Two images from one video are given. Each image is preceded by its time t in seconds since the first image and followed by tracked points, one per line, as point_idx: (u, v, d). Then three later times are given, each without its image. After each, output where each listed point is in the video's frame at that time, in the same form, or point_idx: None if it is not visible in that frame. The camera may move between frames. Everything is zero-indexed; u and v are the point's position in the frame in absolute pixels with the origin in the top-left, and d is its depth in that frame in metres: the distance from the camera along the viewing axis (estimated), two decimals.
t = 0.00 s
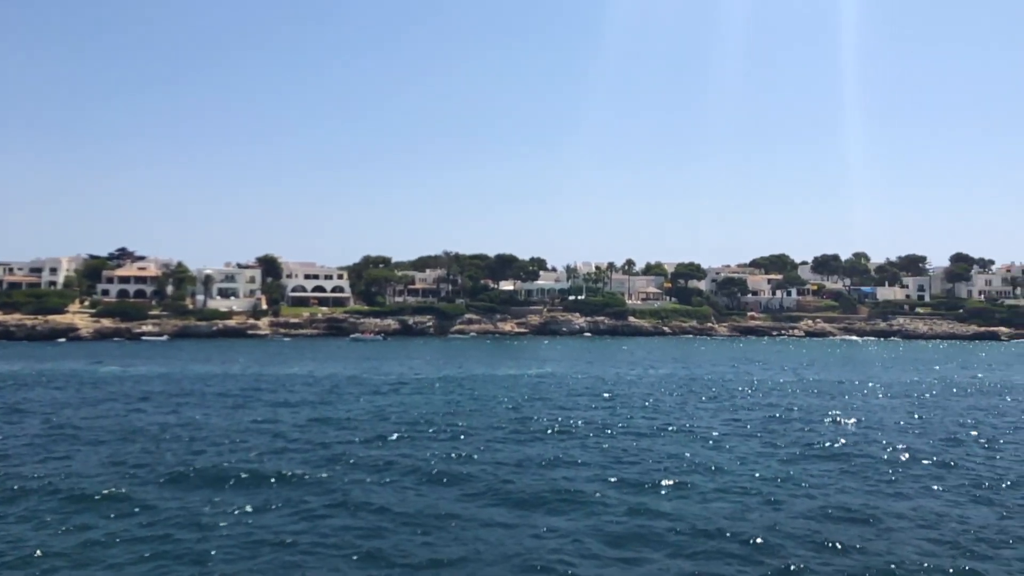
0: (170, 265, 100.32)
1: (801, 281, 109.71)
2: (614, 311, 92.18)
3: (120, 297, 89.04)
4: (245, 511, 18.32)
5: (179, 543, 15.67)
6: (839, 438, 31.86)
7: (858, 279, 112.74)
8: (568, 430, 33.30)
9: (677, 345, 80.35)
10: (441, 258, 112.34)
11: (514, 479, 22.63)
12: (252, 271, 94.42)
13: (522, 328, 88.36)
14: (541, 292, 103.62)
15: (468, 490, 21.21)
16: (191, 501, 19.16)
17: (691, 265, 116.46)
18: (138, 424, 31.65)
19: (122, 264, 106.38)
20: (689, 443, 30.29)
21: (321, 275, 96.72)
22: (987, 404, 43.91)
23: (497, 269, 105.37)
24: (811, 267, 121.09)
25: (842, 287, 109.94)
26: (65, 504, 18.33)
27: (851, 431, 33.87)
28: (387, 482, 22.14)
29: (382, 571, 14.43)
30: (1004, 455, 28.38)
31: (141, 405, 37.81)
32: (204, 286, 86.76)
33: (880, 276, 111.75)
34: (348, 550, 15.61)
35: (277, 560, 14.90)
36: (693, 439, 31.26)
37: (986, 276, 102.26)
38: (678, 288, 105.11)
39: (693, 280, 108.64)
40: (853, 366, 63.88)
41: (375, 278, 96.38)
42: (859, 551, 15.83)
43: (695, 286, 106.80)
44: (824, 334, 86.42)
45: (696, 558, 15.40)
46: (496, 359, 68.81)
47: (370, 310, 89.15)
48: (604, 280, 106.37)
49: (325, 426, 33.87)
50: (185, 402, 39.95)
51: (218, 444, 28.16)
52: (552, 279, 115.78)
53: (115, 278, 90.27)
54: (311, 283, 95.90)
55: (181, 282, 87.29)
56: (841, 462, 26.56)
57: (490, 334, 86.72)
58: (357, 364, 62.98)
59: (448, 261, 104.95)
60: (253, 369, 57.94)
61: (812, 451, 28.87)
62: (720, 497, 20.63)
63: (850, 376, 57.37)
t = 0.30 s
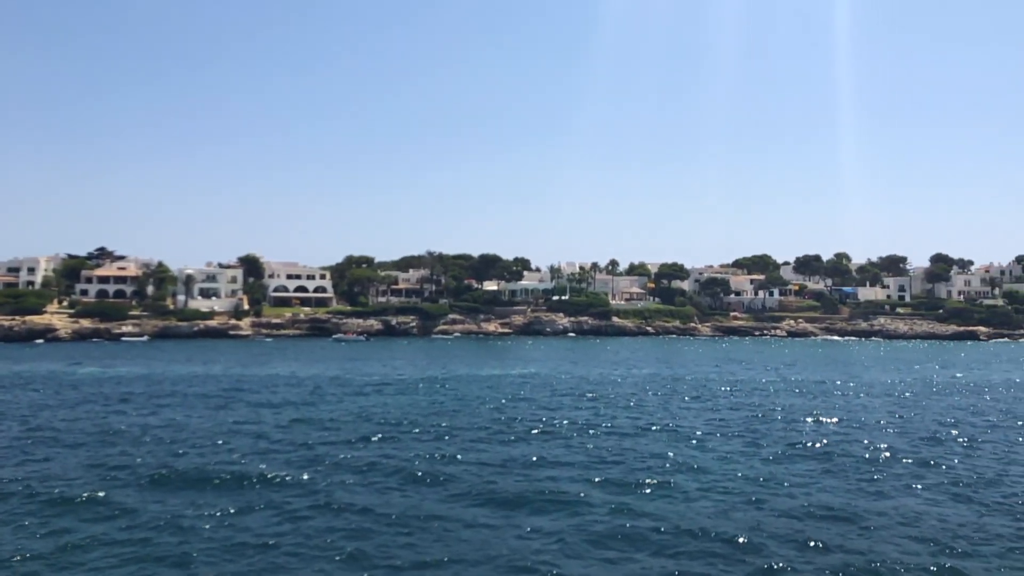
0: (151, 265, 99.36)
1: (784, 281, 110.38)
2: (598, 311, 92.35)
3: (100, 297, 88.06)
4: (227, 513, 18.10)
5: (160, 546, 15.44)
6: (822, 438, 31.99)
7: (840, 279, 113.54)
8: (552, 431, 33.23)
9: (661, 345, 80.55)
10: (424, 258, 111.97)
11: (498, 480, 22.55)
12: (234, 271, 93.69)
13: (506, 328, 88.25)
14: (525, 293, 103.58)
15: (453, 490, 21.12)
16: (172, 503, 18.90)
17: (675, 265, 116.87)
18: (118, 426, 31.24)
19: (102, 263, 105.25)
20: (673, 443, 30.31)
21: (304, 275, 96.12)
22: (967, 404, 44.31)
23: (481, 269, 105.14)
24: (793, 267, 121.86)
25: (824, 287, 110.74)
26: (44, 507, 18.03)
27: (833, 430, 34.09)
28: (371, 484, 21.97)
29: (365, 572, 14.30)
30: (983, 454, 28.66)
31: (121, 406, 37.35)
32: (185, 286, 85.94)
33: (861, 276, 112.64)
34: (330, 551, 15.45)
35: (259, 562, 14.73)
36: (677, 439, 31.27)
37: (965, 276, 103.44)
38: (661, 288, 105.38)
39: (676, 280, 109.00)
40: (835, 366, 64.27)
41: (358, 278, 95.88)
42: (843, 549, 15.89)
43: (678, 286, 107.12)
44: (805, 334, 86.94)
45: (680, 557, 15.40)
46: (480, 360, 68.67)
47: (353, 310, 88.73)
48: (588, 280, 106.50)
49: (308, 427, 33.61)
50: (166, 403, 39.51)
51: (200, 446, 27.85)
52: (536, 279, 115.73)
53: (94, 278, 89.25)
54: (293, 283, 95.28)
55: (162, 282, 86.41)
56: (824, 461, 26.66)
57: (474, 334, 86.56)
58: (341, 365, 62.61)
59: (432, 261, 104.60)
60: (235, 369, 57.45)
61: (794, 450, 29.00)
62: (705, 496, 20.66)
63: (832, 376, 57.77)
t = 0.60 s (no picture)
0: (130, 265, 98.44)
1: (765, 282, 111.15)
2: (580, 311, 92.57)
3: (79, 297, 87.11)
4: (208, 515, 17.96)
5: (140, 550, 15.29)
6: (803, 437, 32.24)
7: (820, 279, 114.47)
8: (535, 431, 33.25)
9: (643, 345, 80.86)
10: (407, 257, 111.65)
11: (482, 480, 22.54)
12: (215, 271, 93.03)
13: (488, 329, 88.26)
14: (508, 293, 103.64)
15: (436, 491, 21.08)
16: (153, 506, 18.73)
17: (657, 266, 117.36)
18: (97, 428, 30.89)
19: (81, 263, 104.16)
20: (656, 442, 30.42)
21: (285, 275, 95.62)
22: (945, 403, 44.83)
23: (464, 269, 105.06)
24: (774, 268, 122.75)
25: (805, 288, 111.63)
26: (21, 512, 17.79)
27: (814, 430, 34.37)
28: (353, 485, 21.89)
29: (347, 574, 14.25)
30: (960, 452, 29.01)
31: (100, 408, 36.94)
32: (165, 287, 85.19)
33: (842, 277, 113.66)
34: (312, 553, 15.37)
35: (241, 564, 14.62)
36: (660, 439, 31.40)
37: (943, 277, 104.67)
38: (644, 288, 105.84)
39: (658, 281, 109.43)
40: (816, 366, 64.79)
41: (341, 278, 95.47)
42: (823, 547, 16.02)
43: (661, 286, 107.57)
44: (787, 334, 87.52)
45: (663, 556, 15.45)
46: (463, 360, 68.66)
47: (335, 310, 88.33)
48: (571, 280, 106.72)
49: (290, 428, 33.41)
50: (146, 405, 39.13)
51: (180, 447, 27.60)
52: (519, 279, 115.76)
53: (73, 278, 88.28)
54: (275, 283, 94.75)
55: (141, 282, 85.59)
56: (804, 460, 26.87)
57: (457, 334, 86.45)
58: (323, 365, 62.30)
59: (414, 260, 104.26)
60: (216, 370, 57.03)
61: (776, 449, 29.21)
62: (687, 495, 20.76)
63: (813, 376, 58.23)
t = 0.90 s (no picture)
0: (109, 266, 97.38)
1: (746, 282, 111.93)
2: (563, 311, 92.70)
3: (57, 298, 86.08)
4: (190, 518, 17.79)
5: (120, 553, 15.10)
6: (784, 437, 32.43)
7: (801, 280, 115.31)
8: (518, 431, 33.22)
9: (626, 345, 81.12)
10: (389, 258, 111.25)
11: (465, 481, 22.49)
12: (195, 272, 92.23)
13: (471, 329, 88.17)
14: (491, 293, 103.57)
15: (420, 492, 21.00)
16: (133, 509, 18.52)
17: (640, 266, 117.75)
18: (75, 430, 30.51)
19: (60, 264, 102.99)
20: (639, 443, 30.48)
21: (266, 276, 95.00)
22: (924, 403, 45.28)
23: (447, 269, 104.84)
24: (755, 268, 123.56)
25: (786, 288, 112.46)
26: None
27: (795, 430, 34.61)
28: (336, 486, 21.77)
29: None
30: (938, 452, 29.33)
31: (79, 411, 36.50)
32: (145, 287, 84.37)
33: (822, 277, 114.57)
34: (293, 556, 15.25)
35: (223, 567, 14.50)
36: (644, 439, 31.49)
37: (921, 278, 105.90)
38: (626, 289, 106.18)
39: (641, 281, 109.87)
40: (797, 366, 65.24)
41: (322, 279, 94.93)
42: (805, 547, 16.11)
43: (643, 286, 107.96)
44: (768, 335, 88.08)
45: (647, 556, 15.48)
46: (446, 361, 68.52)
47: (317, 311, 87.85)
48: (554, 281, 106.91)
49: (272, 429, 33.18)
50: (126, 407, 38.71)
51: (160, 450, 27.31)
52: (502, 279, 115.72)
53: (51, 278, 87.24)
54: (256, 283, 94.12)
55: (120, 282, 84.71)
56: (786, 460, 27.04)
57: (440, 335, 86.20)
58: (305, 367, 61.95)
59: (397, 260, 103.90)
60: (196, 372, 56.55)
61: (757, 449, 29.38)
62: (670, 495, 20.85)
63: (794, 376, 58.68)
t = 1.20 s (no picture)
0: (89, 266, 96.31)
1: (729, 282, 112.58)
2: (547, 312, 92.79)
3: (35, 298, 85.00)
4: (172, 521, 17.63)
5: (101, 557, 14.92)
6: (766, 437, 32.58)
7: (783, 280, 116.03)
8: (502, 432, 33.17)
9: (610, 346, 81.30)
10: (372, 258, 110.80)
11: (449, 482, 22.44)
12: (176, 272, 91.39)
13: (455, 330, 88.04)
14: (474, 293, 103.40)
15: (403, 494, 20.93)
16: (113, 512, 18.31)
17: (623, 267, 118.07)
18: (54, 433, 30.12)
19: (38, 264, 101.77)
20: (623, 443, 30.53)
21: (248, 276, 94.35)
22: (904, 402, 45.68)
23: (430, 270, 104.55)
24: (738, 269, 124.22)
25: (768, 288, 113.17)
26: None
27: (777, 430, 34.80)
28: (319, 488, 21.64)
29: None
30: (917, 451, 29.62)
31: (58, 413, 36.04)
32: (124, 288, 83.49)
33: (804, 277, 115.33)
34: (276, 558, 15.14)
35: (205, 570, 14.37)
36: (626, 439, 31.54)
37: (901, 279, 106.97)
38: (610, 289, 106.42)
39: (624, 282, 110.22)
40: (779, 366, 65.64)
41: (305, 280, 94.21)
42: (787, 546, 16.20)
43: (627, 287, 108.26)
44: (750, 335, 88.55)
45: (631, 556, 15.49)
46: (430, 362, 68.37)
47: (299, 312, 87.39)
48: (538, 281, 107.03)
49: (254, 431, 32.97)
50: (105, 409, 38.27)
51: (141, 452, 27.01)
52: (486, 279, 115.62)
53: (29, 279, 86.14)
54: (237, 284, 93.44)
55: (100, 283, 83.79)
56: (768, 460, 27.17)
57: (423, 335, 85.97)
58: (287, 368, 61.59)
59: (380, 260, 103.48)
60: (177, 373, 56.04)
61: (740, 449, 29.53)
62: (653, 495, 20.93)
63: (776, 376, 59.05)
